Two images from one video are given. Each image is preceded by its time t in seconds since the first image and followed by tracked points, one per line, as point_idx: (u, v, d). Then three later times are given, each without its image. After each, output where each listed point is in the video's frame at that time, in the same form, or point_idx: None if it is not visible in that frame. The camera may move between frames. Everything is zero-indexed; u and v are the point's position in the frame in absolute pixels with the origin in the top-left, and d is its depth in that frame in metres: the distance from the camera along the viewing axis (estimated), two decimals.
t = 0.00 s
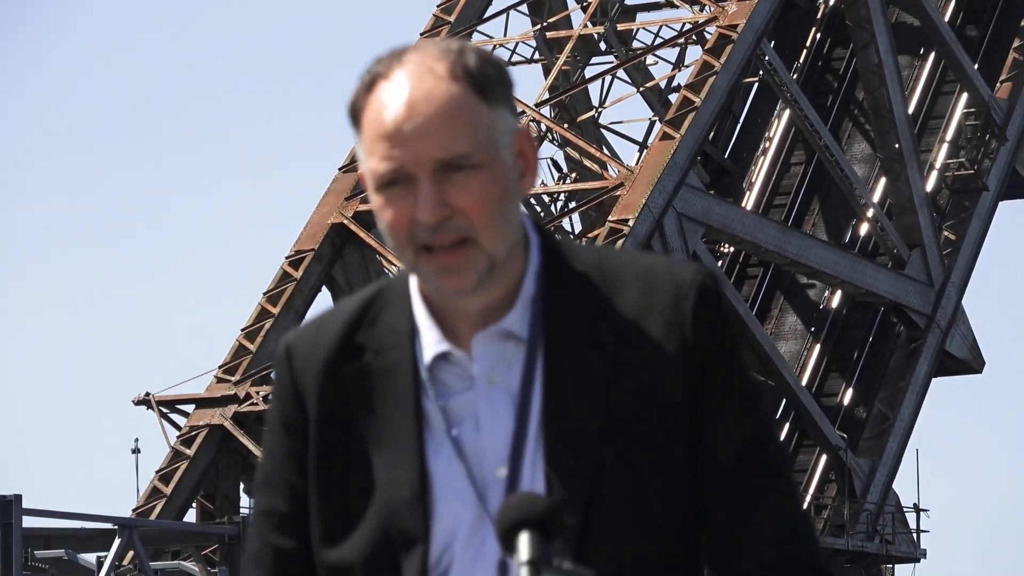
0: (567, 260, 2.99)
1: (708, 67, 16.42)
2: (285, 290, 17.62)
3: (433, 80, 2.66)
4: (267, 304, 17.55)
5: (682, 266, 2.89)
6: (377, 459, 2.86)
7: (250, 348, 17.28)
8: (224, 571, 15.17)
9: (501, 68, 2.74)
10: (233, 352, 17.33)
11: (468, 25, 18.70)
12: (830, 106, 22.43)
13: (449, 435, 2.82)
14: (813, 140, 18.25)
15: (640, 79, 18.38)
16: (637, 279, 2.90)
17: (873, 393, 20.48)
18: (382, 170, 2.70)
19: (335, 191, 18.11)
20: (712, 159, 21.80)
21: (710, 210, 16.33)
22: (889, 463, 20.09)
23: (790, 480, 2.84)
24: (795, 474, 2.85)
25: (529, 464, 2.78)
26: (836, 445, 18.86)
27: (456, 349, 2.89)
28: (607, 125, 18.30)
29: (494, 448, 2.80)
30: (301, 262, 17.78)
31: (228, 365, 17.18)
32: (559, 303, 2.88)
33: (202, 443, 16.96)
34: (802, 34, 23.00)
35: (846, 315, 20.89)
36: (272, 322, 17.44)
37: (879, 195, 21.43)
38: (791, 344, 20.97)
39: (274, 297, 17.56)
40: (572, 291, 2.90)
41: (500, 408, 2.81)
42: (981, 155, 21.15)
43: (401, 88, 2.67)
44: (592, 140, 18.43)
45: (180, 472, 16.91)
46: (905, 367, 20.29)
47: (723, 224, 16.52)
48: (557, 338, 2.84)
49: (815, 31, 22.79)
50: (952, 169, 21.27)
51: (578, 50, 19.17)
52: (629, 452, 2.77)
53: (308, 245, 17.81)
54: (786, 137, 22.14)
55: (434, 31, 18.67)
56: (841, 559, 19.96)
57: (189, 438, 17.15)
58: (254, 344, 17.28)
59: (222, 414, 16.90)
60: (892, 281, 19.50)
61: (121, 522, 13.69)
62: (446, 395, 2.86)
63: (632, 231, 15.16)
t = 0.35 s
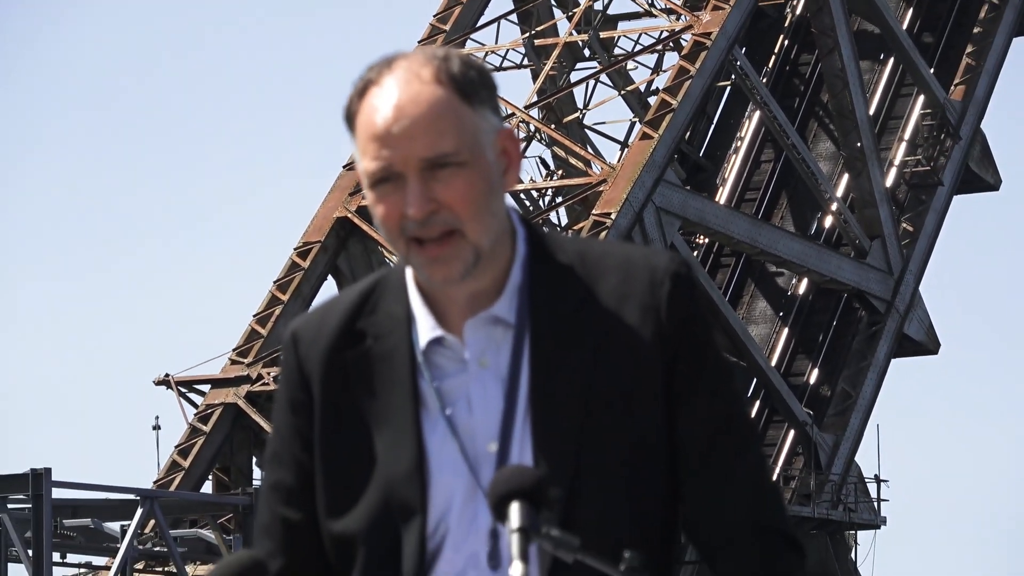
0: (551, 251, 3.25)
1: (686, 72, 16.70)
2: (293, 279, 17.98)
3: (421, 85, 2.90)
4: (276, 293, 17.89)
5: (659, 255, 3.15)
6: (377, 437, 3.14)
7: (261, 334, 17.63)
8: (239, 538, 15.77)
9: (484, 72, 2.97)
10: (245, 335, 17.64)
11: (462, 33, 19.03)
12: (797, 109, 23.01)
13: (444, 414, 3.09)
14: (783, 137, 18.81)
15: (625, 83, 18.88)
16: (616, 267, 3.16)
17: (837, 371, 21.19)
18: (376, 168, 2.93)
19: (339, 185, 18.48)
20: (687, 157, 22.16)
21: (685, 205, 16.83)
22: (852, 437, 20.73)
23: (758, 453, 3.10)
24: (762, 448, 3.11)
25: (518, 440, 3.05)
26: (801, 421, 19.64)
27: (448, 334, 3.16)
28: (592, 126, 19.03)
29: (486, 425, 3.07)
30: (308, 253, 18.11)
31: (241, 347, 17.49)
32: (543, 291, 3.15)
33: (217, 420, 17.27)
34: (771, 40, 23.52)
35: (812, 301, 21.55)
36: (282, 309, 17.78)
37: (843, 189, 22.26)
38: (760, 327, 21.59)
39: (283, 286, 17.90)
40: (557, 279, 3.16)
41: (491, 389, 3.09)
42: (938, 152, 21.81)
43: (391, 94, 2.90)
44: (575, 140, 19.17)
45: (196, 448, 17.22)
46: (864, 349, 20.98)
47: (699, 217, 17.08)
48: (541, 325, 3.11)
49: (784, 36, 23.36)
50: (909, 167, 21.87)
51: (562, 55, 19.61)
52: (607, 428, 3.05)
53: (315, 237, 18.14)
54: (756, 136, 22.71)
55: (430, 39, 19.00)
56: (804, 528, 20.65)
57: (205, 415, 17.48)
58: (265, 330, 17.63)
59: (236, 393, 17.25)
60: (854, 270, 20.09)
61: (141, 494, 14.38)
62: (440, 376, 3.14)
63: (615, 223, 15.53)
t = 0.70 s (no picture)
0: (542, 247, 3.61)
1: (663, 82, 19.26)
2: (310, 271, 19.65)
3: (419, 98, 3.22)
4: (294, 283, 19.58)
5: (640, 249, 3.50)
6: (384, 415, 3.47)
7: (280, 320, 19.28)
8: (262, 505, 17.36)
9: (478, 84, 3.30)
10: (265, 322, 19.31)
11: (462, 48, 21.67)
12: (765, 116, 26.33)
13: (445, 394, 3.42)
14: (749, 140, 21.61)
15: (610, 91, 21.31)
16: (601, 260, 3.52)
17: (803, 353, 24.57)
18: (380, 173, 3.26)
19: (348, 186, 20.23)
20: (666, 160, 25.34)
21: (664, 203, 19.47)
22: (817, 413, 24.09)
23: (731, 425, 3.44)
24: (736, 422, 3.45)
25: (512, 418, 3.38)
26: (771, 399, 22.76)
27: (448, 321, 3.49)
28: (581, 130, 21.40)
29: (483, 403, 3.40)
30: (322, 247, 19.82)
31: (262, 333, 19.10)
32: (534, 282, 3.49)
33: (241, 398, 19.06)
34: (742, 54, 26.63)
35: (780, 290, 24.77)
36: (299, 297, 19.43)
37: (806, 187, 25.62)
38: (733, 314, 24.93)
39: (300, 277, 19.59)
40: (547, 271, 3.51)
41: (487, 371, 3.43)
42: (892, 155, 25.12)
43: (392, 107, 3.23)
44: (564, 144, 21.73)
45: (222, 424, 19.00)
46: (828, 331, 24.47)
47: (677, 212, 19.82)
48: (533, 312, 3.45)
49: (752, 50, 26.50)
50: (866, 168, 25.14)
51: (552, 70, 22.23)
52: (591, 403, 3.39)
53: (328, 232, 19.82)
54: (727, 142, 25.87)
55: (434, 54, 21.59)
56: (774, 490, 23.97)
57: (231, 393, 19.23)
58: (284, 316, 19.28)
59: (259, 373, 18.97)
60: (817, 261, 23.18)
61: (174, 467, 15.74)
62: (441, 359, 3.47)
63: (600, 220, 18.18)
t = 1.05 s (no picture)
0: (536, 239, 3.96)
1: (649, 90, 20.41)
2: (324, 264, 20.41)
3: (422, 104, 3.54)
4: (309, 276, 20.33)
5: (627, 242, 3.87)
6: (391, 394, 3.81)
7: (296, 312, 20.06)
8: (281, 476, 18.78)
9: (474, 92, 3.62)
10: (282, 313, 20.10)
11: (463, 59, 23.04)
12: (740, 120, 26.72)
13: (448, 375, 3.76)
14: (728, 144, 22.74)
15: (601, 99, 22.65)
16: (590, 252, 3.88)
17: (776, 338, 25.12)
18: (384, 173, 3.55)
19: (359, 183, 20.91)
20: (650, 161, 25.85)
21: (648, 200, 20.56)
22: (787, 393, 24.61)
23: (709, 399, 3.79)
24: (714, 398, 3.80)
25: (509, 397, 3.72)
26: (746, 378, 23.40)
27: (451, 308, 3.83)
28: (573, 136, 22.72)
29: (484, 381, 3.73)
30: (335, 242, 20.57)
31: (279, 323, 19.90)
32: (529, 272, 3.84)
33: (260, 381, 20.21)
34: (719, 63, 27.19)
35: (755, 281, 25.11)
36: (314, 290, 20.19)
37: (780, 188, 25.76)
38: (712, 302, 25.08)
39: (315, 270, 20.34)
40: (541, 262, 3.86)
41: (486, 354, 3.76)
42: (858, 156, 25.60)
43: (397, 112, 3.53)
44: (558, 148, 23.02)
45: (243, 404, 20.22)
46: (799, 317, 24.94)
47: (662, 211, 20.85)
48: (529, 300, 3.79)
49: (728, 62, 27.02)
50: (834, 168, 25.65)
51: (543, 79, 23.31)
52: (581, 382, 3.74)
53: (341, 228, 20.52)
54: (706, 143, 26.07)
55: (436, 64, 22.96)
56: (746, 466, 24.91)
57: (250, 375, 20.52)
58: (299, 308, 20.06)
59: (277, 357, 20.10)
60: (790, 253, 23.74)
61: (199, 441, 17.45)
62: (444, 344, 3.82)
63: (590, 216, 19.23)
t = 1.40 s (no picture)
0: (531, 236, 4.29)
1: (637, 93, 22.78)
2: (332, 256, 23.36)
3: (427, 108, 3.77)
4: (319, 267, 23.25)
5: (615, 237, 4.23)
6: (397, 377, 4.11)
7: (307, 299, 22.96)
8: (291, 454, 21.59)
9: (472, 94, 3.88)
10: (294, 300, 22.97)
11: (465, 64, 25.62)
12: (722, 122, 28.95)
13: (449, 360, 4.04)
14: (713, 143, 24.87)
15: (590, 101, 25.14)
16: (582, 246, 4.22)
17: (754, 325, 27.34)
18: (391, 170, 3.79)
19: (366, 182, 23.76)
20: (639, 160, 28.17)
21: (636, 197, 22.82)
22: (767, 377, 26.78)
23: (693, 382, 4.10)
24: (696, 381, 4.11)
25: (507, 378, 4.01)
26: (727, 362, 25.53)
27: (452, 298, 4.13)
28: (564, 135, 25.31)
29: (482, 365, 4.02)
30: (343, 236, 23.32)
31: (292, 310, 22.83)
32: (524, 266, 4.14)
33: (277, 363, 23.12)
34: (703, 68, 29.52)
35: (736, 272, 27.50)
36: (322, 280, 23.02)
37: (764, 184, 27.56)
38: (695, 292, 27.33)
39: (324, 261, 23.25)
40: (536, 256, 4.18)
41: (485, 341, 4.05)
42: (833, 155, 27.64)
43: (405, 115, 3.76)
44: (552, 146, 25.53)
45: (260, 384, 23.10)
46: (777, 306, 27.04)
47: (649, 205, 23.09)
48: (524, 291, 4.10)
49: (712, 66, 29.21)
50: (811, 166, 27.69)
51: (538, 83, 25.64)
52: (575, 364, 4.04)
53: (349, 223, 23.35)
54: (691, 143, 28.49)
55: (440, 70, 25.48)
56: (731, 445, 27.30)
57: (265, 360, 23.30)
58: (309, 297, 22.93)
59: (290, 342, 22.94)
60: (768, 246, 25.76)
61: (216, 425, 20.21)
62: (446, 330, 4.11)
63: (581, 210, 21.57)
